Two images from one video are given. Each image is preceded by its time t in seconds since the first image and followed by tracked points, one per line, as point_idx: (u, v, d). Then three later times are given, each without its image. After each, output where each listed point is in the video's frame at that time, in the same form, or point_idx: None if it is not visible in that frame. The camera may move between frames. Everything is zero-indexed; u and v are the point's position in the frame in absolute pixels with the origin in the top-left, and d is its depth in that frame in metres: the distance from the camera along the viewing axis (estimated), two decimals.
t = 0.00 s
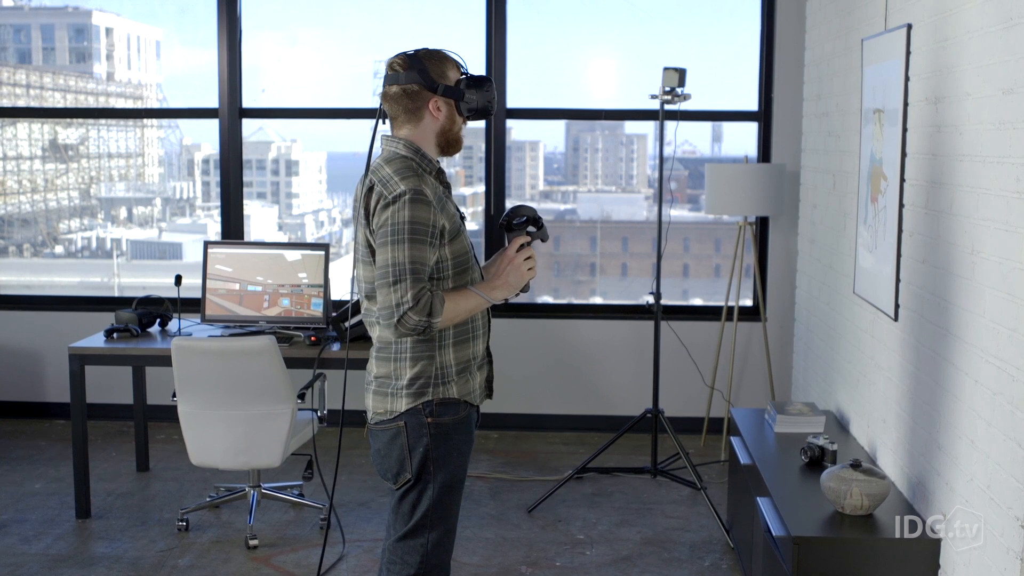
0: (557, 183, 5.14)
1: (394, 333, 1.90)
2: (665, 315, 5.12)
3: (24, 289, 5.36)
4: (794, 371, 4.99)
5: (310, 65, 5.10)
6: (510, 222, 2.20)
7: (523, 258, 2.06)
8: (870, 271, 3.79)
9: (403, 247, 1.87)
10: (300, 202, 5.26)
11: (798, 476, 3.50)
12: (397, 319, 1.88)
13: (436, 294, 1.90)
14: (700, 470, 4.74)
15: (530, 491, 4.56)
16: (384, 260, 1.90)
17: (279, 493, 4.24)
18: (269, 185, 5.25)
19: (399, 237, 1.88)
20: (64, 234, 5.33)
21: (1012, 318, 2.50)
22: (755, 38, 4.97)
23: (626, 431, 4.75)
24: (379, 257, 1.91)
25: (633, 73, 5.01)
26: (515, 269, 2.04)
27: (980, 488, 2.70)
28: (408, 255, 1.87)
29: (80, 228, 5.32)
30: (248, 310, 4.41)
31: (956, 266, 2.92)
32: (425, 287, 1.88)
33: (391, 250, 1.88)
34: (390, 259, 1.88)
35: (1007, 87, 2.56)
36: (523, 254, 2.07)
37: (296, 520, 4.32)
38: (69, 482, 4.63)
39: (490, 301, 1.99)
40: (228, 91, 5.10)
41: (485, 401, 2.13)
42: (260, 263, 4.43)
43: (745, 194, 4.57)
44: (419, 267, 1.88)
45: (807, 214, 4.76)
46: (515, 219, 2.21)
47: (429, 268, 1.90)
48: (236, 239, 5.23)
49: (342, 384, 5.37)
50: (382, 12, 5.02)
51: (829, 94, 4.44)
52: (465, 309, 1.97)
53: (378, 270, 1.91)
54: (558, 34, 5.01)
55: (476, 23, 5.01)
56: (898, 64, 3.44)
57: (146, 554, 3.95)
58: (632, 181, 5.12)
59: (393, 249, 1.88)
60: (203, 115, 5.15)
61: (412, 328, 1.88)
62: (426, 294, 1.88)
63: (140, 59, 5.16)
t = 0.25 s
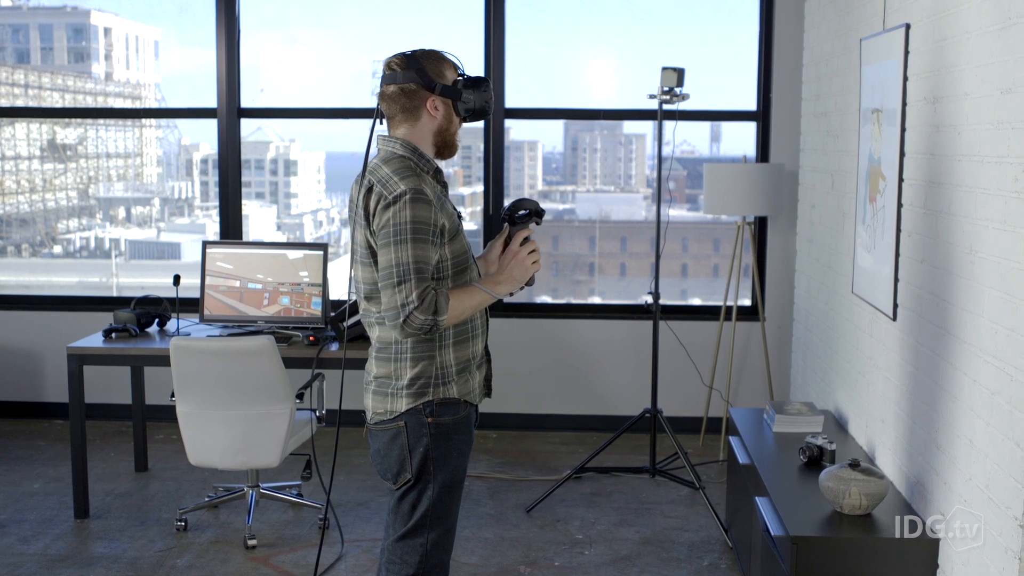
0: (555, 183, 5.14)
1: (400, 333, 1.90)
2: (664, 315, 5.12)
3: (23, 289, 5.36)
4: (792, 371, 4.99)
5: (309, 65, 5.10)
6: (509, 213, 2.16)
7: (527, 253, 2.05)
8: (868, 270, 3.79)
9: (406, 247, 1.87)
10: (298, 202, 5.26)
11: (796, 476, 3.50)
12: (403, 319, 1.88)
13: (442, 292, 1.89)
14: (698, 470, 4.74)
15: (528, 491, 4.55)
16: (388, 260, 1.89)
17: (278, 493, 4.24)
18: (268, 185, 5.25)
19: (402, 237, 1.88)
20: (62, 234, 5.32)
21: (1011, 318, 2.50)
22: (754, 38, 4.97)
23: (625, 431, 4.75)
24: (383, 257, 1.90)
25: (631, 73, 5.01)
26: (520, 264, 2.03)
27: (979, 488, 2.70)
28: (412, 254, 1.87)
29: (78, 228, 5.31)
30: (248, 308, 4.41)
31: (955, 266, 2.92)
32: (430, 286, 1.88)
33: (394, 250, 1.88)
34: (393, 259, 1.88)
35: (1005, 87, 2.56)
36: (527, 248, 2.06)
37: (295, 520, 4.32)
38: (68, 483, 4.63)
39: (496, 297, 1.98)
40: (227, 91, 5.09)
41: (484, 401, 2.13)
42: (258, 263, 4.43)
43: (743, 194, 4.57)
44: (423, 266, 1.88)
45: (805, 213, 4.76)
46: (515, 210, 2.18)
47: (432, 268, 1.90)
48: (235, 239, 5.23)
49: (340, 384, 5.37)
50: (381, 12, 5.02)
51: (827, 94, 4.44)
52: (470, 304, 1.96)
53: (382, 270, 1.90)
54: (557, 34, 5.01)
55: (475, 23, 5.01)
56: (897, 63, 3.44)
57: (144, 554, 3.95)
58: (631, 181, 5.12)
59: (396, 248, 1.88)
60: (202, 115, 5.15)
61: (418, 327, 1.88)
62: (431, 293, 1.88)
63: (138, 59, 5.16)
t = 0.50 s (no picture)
0: (554, 183, 5.15)
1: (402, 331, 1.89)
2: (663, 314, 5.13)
3: (22, 289, 5.36)
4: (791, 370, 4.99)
5: (308, 64, 5.10)
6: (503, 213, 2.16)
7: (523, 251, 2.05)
8: (868, 270, 3.79)
9: (409, 245, 1.87)
10: (297, 202, 5.25)
11: (796, 475, 3.50)
12: (405, 318, 1.87)
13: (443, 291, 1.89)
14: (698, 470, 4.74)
15: (527, 491, 4.55)
16: (391, 258, 1.89)
17: (277, 492, 4.24)
18: (267, 184, 5.25)
19: (405, 235, 1.88)
20: (61, 234, 5.32)
21: (1010, 317, 2.50)
22: (753, 38, 4.98)
23: (624, 431, 4.74)
24: (385, 256, 1.89)
25: (630, 73, 5.01)
26: (516, 263, 2.03)
27: (978, 488, 2.70)
28: (414, 253, 1.87)
29: (77, 228, 5.31)
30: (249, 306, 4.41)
31: (954, 266, 2.92)
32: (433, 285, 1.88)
33: (397, 248, 1.88)
34: (397, 257, 1.88)
35: (1005, 87, 2.56)
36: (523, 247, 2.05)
37: (294, 520, 4.32)
38: (67, 482, 4.63)
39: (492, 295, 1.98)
40: (226, 91, 5.09)
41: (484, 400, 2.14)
42: (259, 262, 4.43)
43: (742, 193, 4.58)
44: (426, 265, 1.88)
45: (805, 213, 4.77)
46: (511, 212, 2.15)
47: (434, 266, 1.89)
48: (234, 238, 5.22)
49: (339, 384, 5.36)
50: (380, 12, 5.02)
51: (826, 93, 4.44)
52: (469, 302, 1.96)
53: (384, 268, 1.89)
54: (556, 34, 5.01)
55: (474, 23, 5.01)
56: (896, 63, 3.44)
57: (143, 554, 3.95)
58: (630, 180, 5.12)
59: (399, 246, 1.87)
60: (201, 114, 5.15)
61: (420, 325, 1.88)
62: (433, 291, 1.88)
63: (137, 59, 5.16)
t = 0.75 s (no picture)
0: (553, 182, 5.15)
1: (435, 327, 1.89)
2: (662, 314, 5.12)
3: (20, 288, 5.35)
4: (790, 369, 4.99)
5: (306, 64, 5.10)
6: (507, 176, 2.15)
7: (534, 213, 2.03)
8: (866, 269, 3.79)
9: (418, 239, 1.87)
10: (296, 201, 5.25)
11: (794, 475, 3.50)
12: (434, 313, 1.87)
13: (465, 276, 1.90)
14: (696, 469, 4.74)
15: (526, 490, 4.55)
16: (399, 259, 1.89)
17: (276, 492, 4.24)
18: (265, 184, 5.25)
19: (411, 231, 1.88)
20: (60, 233, 5.32)
21: (1009, 317, 2.50)
22: (752, 37, 4.98)
23: (623, 430, 4.74)
24: (393, 258, 1.89)
25: (628, 72, 5.01)
26: (529, 226, 2.02)
27: (977, 487, 2.70)
28: (426, 246, 1.87)
29: (75, 227, 5.31)
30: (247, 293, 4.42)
31: (952, 265, 2.92)
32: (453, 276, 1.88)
33: (405, 248, 1.88)
34: (406, 256, 1.88)
35: (1003, 86, 2.56)
36: (535, 209, 2.04)
37: (292, 520, 4.32)
38: (65, 482, 4.62)
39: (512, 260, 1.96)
40: (224, 90, 5.09)
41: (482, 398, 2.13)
42: (254, 252, 4.43)
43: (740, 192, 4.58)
44: (440, 255, 1.89)
45: (803, 212, 4.77)
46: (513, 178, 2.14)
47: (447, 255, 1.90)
48: (232, 238, 5.22)
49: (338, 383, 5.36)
50: (379, 11, 5.02)
51: (825, 92, 4.45)
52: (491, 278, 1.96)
53: (396, 270, 1.89)
54: (554, 33, 5.01)
55: (472, 22, 5.01)
56: (894, 62, 3.44)
57: (142, 553, 3.94)
58: (628, 180, 5.12)
59: (407, 245, 1.88)
60: (199, 114, 5.14)
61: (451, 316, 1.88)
62: (454, 278, 1.88)
63: (135, 58, 5.16)
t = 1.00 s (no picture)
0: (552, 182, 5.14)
1: (451, 315, 1.88)
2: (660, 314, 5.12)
3: (19, 289, 5.35)
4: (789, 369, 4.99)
5: (305, 64, 5.09)
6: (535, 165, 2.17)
7: (552, 197, 2.01)
8: (865, 268, 3.79)
9: (418, 232, 1.87)
10: (295, 201, 5.25)
11: (793, 474, 3.50)
12: (447, 302, 1.87)
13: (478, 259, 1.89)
14: (695, 469, 4.74)
15: (524, 490, 4.55)
16: (400, 255, 1.88)
17: (275, 492, 4.23)
18: (264, 184, 5.25)
19: (409, 225, 1.88)
20: (59, 233, 5.32)
21: (1008, 316, 2.50)
22: (751, 37, 4.98)
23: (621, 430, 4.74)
24: (394, 254, 1.89)
25: (627, 72, 5.01)
26: (547, 210, 2.00)
27: (976, 487, 2.70)
28: (427, 237, 1.87)
29: (74, 227, 5.31)
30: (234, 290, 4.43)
31: (951, 264, 2.92)
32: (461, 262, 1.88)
33: (406, 243, 1.88)
34: (408, 250, 1.88)
35: (1002, 86, 2.56)
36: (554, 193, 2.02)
37: (291, 520, 4.32)
38: (64, 482, 4.62)
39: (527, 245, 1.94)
40: (223, 90, 5.09)
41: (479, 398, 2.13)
42: (240, 252, 4.45)
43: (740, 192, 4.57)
44: (443, 244, 1.88)
45: (802, 211, 4.76)
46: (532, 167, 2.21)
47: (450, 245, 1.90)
48: (231, 238, 5.22)
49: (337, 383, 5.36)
50: (378, 11, 5.02)
51: (824, 92, 4.44)
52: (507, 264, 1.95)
53: (399, 266, 1.89)
54: (553, 33, 5.01)
55: (471, 22, 5.01)
56: (893, 62, 3.44)
57: (140, 553, 3.94)
58: (628, 179, 5.11)
59: (407, 239, 1.88)
60: (198, 114, 5.14)
61: (466, 302, 1.87)
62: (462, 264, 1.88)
63: (134, 58, 5.16)
